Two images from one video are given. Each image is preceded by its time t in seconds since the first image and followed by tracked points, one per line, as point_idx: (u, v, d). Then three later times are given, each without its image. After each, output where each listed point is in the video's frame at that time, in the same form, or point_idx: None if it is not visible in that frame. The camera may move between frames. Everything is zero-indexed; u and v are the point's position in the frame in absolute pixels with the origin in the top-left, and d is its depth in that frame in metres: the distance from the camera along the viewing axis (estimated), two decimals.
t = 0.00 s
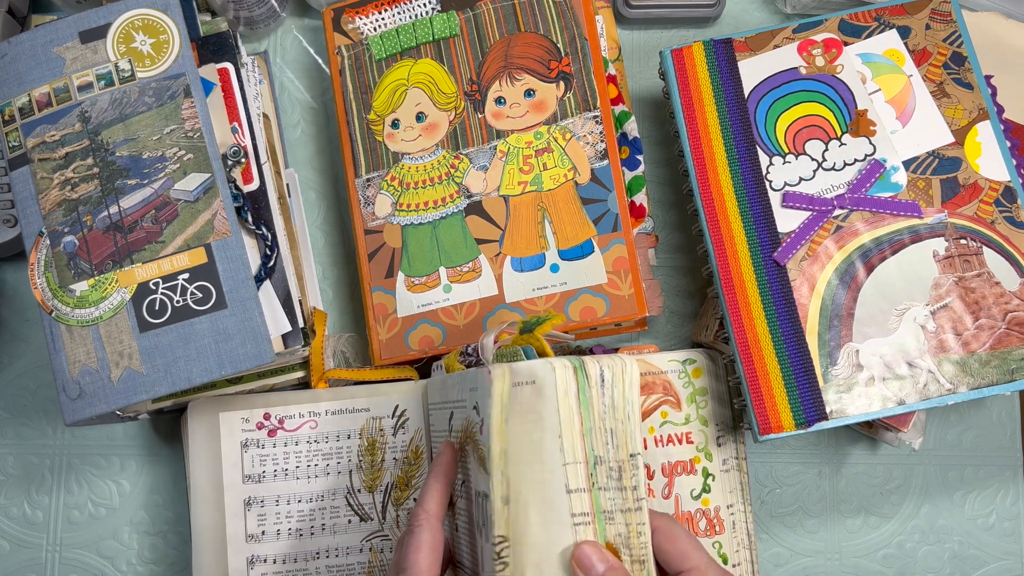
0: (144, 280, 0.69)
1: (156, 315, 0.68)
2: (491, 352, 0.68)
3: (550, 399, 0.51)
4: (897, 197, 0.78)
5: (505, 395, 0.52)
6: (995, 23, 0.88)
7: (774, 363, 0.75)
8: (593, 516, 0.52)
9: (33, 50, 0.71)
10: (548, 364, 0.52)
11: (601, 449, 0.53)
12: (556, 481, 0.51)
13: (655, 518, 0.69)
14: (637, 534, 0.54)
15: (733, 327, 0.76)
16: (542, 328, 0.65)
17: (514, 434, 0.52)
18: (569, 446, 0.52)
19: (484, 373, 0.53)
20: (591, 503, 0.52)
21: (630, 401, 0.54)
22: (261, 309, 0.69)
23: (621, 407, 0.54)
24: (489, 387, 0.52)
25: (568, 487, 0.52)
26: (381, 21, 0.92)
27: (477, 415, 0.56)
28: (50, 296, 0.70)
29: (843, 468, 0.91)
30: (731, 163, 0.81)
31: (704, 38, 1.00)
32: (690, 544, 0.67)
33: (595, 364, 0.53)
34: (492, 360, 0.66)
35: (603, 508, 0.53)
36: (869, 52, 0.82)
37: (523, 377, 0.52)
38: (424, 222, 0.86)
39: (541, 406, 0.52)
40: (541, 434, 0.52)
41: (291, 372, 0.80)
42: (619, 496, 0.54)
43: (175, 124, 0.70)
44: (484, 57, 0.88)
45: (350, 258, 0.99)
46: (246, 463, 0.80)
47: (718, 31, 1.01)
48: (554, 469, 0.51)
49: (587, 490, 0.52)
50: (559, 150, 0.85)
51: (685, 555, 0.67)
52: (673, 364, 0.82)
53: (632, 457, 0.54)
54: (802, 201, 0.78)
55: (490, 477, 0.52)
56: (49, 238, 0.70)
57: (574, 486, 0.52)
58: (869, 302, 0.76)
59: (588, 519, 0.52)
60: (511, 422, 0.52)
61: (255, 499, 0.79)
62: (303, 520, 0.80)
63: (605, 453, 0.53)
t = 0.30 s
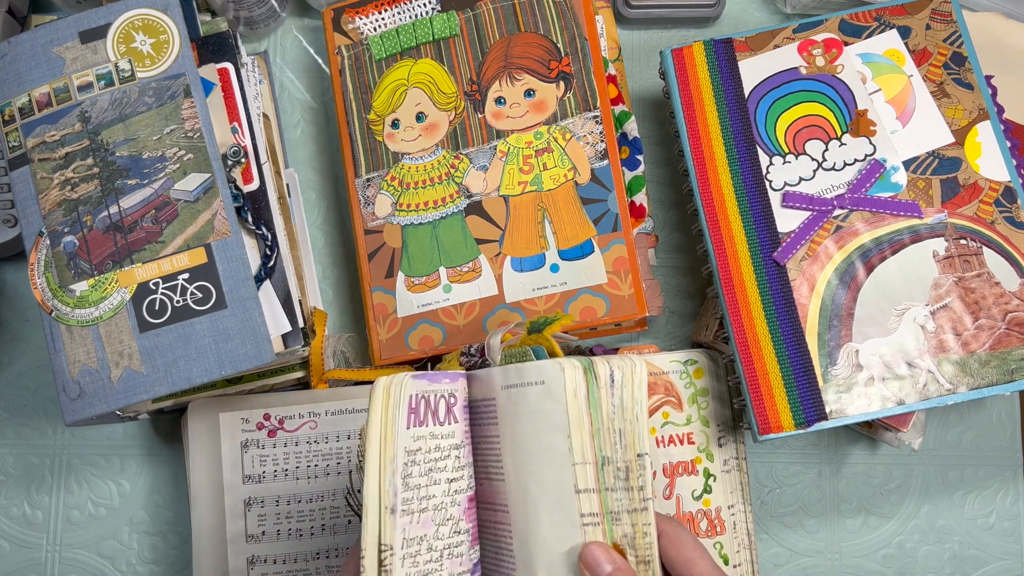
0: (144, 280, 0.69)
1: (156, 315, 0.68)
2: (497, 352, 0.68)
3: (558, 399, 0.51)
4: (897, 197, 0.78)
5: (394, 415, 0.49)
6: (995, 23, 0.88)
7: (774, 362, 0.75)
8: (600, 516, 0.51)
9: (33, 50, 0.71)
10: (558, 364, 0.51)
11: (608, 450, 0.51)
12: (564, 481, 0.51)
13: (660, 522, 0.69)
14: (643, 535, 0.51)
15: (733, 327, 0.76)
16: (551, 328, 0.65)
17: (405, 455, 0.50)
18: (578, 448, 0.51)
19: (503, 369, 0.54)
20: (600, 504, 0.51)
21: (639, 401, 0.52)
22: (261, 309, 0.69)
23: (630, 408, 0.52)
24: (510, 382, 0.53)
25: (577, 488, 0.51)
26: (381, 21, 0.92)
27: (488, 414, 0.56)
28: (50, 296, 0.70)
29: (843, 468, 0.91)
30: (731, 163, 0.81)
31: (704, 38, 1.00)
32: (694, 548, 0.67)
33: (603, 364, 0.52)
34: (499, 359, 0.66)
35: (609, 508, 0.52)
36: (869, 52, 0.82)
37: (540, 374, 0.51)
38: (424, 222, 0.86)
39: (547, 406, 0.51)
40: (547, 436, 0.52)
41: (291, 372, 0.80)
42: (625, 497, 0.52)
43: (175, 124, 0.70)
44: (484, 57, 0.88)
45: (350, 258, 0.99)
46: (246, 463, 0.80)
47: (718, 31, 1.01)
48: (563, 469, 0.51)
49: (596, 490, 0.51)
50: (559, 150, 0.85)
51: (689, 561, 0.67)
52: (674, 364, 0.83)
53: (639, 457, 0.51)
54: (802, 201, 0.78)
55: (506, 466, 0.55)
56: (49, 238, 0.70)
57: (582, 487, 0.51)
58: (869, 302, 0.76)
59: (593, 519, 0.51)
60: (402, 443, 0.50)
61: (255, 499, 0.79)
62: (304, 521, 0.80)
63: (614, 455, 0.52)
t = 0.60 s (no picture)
0: (144, 280, 0.69)
1: (156, 315, 0.68)
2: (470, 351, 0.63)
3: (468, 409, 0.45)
4: (897, 198, 0.78)
5: (406, 414, 0.45)
6: (995, 24, 0.88)
7: (774, 362, 0.75)
8: (503, 537, 0.45)
9: (33, 50, 0.71)
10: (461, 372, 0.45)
11: (511, 465, 0.45)
12: (465, 498, 0.46)
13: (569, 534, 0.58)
14: (547, 556, 0.45)
15: (733, 327, 0.77)
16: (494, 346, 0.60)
17: (425, 456, 0.46)
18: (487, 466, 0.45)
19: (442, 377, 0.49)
20: (502, 524, 0.45)
21: (549, 414, 0.44)
22: (261, 309, 0.69)
23: (543, 421, 0.44)
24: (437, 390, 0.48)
25: (478, 507, 0.45)
26: (381, 21, 0.92)
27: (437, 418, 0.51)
28: (50, 296, 0.70)
29: (843, 468, 0.91)
30: (731, 163, 0.81)
31: (704, 38, 1.00)
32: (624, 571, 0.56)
33: (507, 372, 0.44)
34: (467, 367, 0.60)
35: (512, 527, 0.45)
36: (870, 52, 0.82)
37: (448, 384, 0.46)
38: (424, 222, 0.86)
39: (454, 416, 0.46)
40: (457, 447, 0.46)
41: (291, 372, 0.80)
42: (530, 516, 0.45)
43: (175, 124, 0.70)
44: (484, 57, 0.87)
45: (350, 258, 0.99)
46: (247, 464, 0.80)
47: (718, 31, 1.01)
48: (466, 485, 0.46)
49: (498, 510, 0.45)
50: (559, 150, 0.85)
51: None
52: (674, 364, 0.83)
53: (546, 473, 0.44)
54: (802, 201, 0.78)
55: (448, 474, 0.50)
56: (49, 238, 0.70)
57: (483, 506, 0.45)
58: (869, 302, 0.76)
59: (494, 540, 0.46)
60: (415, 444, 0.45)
61: (256, 501, 0.79)
62: (304, 522, 0.79)
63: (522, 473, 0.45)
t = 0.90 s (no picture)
0: (144, 280, 0.69)
1: (156, 315, 0.68)
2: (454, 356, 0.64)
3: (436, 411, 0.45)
4: (897, 197, 0.78)
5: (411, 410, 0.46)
6: (995, 24, 0.88)
7: (774, 362, 0.75)
8: (466, 542, 0.45)
9: (33, 50, 0.71)
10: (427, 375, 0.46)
11: (477, 470, 0.45)
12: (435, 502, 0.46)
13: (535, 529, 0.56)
14: (510, 561, 0.46)
15: (733, 327, 0.77)
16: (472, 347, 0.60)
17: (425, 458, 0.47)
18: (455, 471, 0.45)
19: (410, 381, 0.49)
20: (466, 528, 0.45)
21: (516, 418, 0.45)
22: (261, 309, 0.69)
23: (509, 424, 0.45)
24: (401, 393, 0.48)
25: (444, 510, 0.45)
26: (381, 21, 0.92)
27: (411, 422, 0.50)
28: (50, 296, 0.70)
29: (843, 468, 0.91)
30: (731, 163, 0.81)
31: (704, 38, 1.00)
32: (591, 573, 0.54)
33: (474, 376, 0.45)
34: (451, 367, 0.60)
35: (476, 532, 0.45)
36: (870, 52, 0.82)
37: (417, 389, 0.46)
38: (424, 222, 0.86)
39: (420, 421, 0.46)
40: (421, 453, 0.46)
41: (292, 372, 0.80)
42: (495, 521, 0.45)
43: (175, 124, 0.70)
44: (483, 57, 0.88)
45: (350, 258, 0.99)
46: (247, 465, 0.80)
47: (719, 31, 1.01)
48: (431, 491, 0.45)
49: (462, 515, 0.45)
50: (559, 150, 0.85)
51: None
52: (674, 365, 0.83)
53: (510, 477, 0.45)
54: (802, 201, 0.78)
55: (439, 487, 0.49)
56: (49, 238, 0.70)
57: (449, 510, 0.45)
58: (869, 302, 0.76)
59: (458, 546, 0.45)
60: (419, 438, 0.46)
61: (256, 501, 0.79)
62: (303, 522, 0.79)
63: (486, 477, 0.45)
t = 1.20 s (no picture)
0: (144, 280, 0.69)
1: (156, 315, 0.68)
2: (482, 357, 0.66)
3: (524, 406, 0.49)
4: (897, 197, 0.78)
5: (377, 408, 0.53)
6: (995, 24, 0.88)
7: (774, 362, 0.75)
8: (547, 530, 0.50)
9: (33, 50, 0.71)
10: (507, 373, 0.49)
11: (556, 460, 0.50)
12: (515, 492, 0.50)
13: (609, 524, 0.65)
14: (591, 548, 0.50)
15: (733, 327, 0.77)
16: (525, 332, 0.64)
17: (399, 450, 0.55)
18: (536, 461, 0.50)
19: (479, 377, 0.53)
20: (546, 517, 0.50)
21: (593, 409, 0.49)
22: (261, 309, 0.69)
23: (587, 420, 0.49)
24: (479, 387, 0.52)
25: (526, 501, 0.50)
26: (381, 21, 0.92)
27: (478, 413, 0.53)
28: (50, 296, 0.70)
29: (843, 468, 0.91)
30: (731, 163, 0.81)
31: (704, 38, 1.00)
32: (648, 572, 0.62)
33: (553, 369, 0.49)
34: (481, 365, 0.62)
35: (556, 521, 0.50)
36: (870, 52, 0.82)
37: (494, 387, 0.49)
38: (424, 222, 0.86)
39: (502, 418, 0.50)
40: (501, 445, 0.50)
41: (291, 372, 0.80)
42: (574, 509, 0.50)
43: (175, 124, 0.70)
44: (484, 57, 0.88)
45: (350, 258, 0.99)
46: (246, 465, 0.80)
47: (719, 31, 1.01)
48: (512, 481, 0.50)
49: (542, 504, 0.50)
50: (559, 150, 0.85)
51: None
52: (674, 365, 0.83)
53: (589, 468, 0.49)
54: (801, 200, 0.78)
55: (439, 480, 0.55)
56: (49, 238, 0.70)
57: (530, 500, 0.50)
58: (869, 302, 0.76)
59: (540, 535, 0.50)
60: (387, 432, 0.54)
61: (255, 501, 0.79)
62: (303, 522, 0.80)
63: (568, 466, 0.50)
